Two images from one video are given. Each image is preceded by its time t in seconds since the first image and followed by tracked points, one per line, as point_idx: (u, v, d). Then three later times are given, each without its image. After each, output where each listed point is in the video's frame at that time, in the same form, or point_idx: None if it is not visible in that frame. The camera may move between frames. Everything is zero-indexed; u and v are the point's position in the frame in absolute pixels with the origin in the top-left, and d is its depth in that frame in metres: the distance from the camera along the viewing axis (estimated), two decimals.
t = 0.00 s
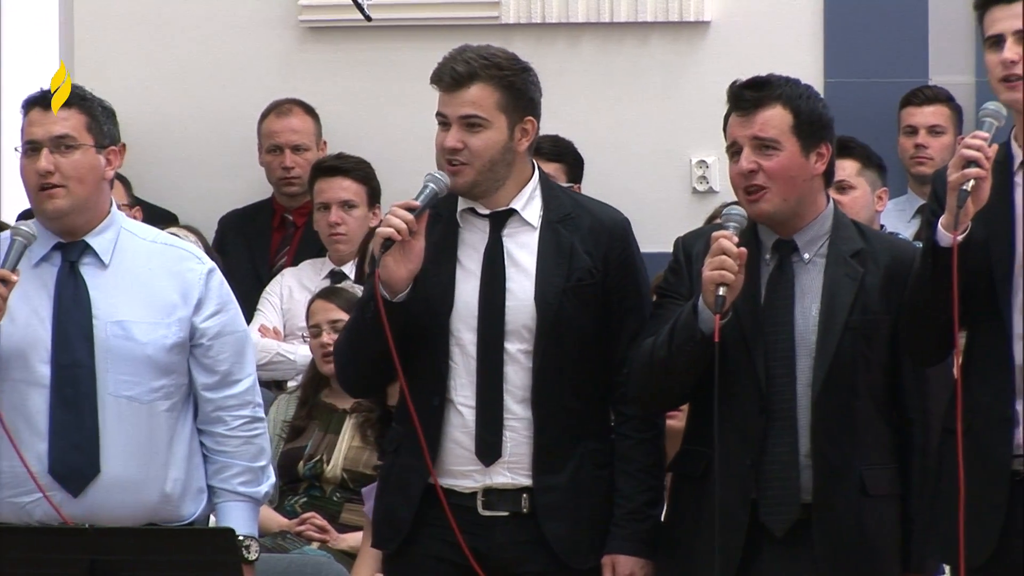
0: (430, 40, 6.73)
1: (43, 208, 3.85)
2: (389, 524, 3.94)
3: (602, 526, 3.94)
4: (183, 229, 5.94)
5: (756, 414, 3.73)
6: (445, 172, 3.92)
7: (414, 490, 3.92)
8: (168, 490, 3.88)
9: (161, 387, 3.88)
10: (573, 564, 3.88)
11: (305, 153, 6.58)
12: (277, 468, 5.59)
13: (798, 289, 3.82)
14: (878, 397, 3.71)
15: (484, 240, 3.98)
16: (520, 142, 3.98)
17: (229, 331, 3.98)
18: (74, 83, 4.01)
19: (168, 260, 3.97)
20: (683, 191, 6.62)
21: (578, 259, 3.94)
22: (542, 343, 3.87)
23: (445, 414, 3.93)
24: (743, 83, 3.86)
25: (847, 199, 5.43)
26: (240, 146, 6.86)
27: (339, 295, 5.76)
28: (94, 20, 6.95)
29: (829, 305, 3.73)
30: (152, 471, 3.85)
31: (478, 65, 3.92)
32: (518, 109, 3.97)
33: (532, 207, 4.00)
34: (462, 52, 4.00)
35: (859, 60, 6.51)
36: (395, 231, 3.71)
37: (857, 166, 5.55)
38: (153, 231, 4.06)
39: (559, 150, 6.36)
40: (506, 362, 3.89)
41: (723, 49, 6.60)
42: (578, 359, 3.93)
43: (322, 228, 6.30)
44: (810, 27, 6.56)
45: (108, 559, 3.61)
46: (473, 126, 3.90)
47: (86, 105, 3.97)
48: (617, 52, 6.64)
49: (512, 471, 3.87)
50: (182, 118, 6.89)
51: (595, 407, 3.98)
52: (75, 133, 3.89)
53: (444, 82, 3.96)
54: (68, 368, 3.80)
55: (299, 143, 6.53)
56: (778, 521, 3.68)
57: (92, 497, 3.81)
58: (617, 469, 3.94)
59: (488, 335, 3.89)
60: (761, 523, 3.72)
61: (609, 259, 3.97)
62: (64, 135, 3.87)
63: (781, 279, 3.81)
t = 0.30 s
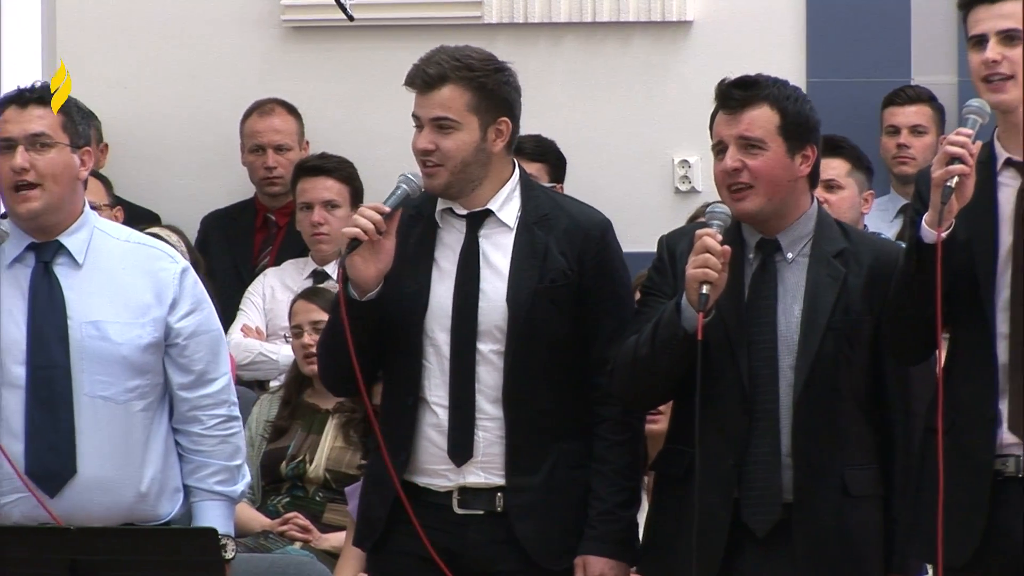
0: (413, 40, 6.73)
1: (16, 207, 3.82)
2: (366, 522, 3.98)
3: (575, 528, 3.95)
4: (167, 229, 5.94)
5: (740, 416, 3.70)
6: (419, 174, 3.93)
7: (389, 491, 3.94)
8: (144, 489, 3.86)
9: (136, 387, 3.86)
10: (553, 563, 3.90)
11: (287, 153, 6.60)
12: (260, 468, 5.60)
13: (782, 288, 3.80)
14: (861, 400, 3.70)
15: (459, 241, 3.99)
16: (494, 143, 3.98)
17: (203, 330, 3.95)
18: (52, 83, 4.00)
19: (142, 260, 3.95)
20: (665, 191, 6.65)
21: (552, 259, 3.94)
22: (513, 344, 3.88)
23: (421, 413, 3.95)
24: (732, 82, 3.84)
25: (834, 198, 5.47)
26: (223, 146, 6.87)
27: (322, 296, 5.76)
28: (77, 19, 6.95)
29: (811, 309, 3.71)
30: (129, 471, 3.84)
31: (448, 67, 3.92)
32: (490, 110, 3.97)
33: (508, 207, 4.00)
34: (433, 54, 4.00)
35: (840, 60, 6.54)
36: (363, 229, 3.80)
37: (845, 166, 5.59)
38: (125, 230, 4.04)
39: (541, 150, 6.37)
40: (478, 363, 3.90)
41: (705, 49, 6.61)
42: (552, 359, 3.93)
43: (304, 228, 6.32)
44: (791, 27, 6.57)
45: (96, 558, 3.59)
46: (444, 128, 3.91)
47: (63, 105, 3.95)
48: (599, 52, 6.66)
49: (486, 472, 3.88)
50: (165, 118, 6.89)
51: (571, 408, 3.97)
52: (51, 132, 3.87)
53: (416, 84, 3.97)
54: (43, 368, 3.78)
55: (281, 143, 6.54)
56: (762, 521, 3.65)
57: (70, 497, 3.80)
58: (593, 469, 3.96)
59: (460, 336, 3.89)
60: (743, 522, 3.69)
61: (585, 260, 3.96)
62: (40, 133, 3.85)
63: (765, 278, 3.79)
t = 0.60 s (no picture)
0: (395, 40, 6.73)
1: None
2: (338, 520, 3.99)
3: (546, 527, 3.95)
4: (149, 228, 5.95)
5: (724, 412, 3.71)
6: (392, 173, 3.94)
7: (359, 494, 3.97)
8: (122, 489, 3.86)
9: (113, 387, 3.85)
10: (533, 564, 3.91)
11: (269, 153, 6.62)
12: (242, 468, 5.61)
13: (767, 288, 3.80)
14: (846, 401, 3.70)
15: (431, 241, 4.01)
16: (467, 141, 3.99)
17: (178, 330, 3.94)
18: (24, 84, 3.97)
19: (117, 261, 3.93)
20: (648, 190, 6.66)
21: (521, 258, 3.95)
22: (483, 343, 3.88)
23: (393, 412, 3.96)
24: (722, 79, 3.85)
25: (822, 198, 5.55)
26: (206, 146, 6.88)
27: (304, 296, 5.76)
28: (59, 19, 6.95)
29: (796, 304, 3.72)
30: (106, 471, 3.83)
31: (420, 66, 3.93)
32: (461, 108, 3.99)
33: (482, 206, 4.01)
34: (405, 53, 4.01)
35: (821, 60, 6.56)
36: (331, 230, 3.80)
37: (834, 166, 5.67)
38: (100, 230, 4.01)
39: (523, 151, 6.39)
40: (447, 361, 3.91)
41: (686, 49, 6.63)
42: (522, 359, 3.93)
43: (287, 228, 6.27)
44: (773, 28, 6.60)
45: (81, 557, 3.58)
46: (416, 127, 3.92)
47: (36, 105, 3.93)
48: (581, 52, 6.67)
49: (457, 471, 3.89)
50: (148, 118, 6.90)
51: (544, 408, 3.98)
52: (25, 132, 3.84)
53: (388, 83, 3.99)
54: (19, 369, 3.76)
55: (262, 143, 6.57)
56: (746, 520, 3.67)
57: (48, 497, 3.78)
58: (564, 468, 3.96)
59: (430, 336, 3.90)
60: (727, 518, 3.70)
61: (556, 258, 3.96)
62: (14, 134, 3.82)
63: (749, 277, 3.80)
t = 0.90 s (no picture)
0: (379, 40, 6.74)
1: None
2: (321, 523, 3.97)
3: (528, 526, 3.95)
4: (133, 228, 5.96)
5: (711, 412, 3.71)
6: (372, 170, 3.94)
7: (341, 497, 3.95)
8: (101, 489, 3.78)
9: (91, 388, 3.76)
10: (518, 563, 3.92)
11: (253, 153, 6.63)
12: (226, 468, 5.61)
13: (755, 289, 3.80)
14: (833, 402, 3.71)
15: (408, 241, 4.01)
16: (444, 139, 4.01)
17: (157, 330, 3.86)
18: None
19: (95, 260, 3.84)
20: (631, 190, 6.68)
21: (500, 257, 3.96)
22: (464, 342, 3.89)
23: (373, 414, 3.96)
24: (711, 78, 3.85)
25: (808, 198, 5.59)
26: (189, 146, 6.88)
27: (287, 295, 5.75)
28: (43, 19, 6.96)
29: (783, 307, 3.72)
30: (84, 471, 3.75)
31: (398, 63, 3.95)
32: (439, 106, 4.01)
33: (455, 206, 4.02)
34: (380, 53, 4.04)
35: (804, 61, 6.59)
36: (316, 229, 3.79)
37: (823, 166, 5.71)
38: (79, 230, 3.92)
39: (506, 150, 6.42)
40: (428, 361, 3.91)
41: (670, 49, 6.65)
42: (503, 359, 3.94)
43: (271, 228, 6.28)
44: (755, 28, 6.62)
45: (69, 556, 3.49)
46: (396, 124, 3.93)
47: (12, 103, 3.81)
48: (565, 51, 6.69)
49: (439, 471, 3.90)
50: (131, 118, 6.90)
51: (524, 405, 3.99)
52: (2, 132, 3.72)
53: (366, 81, 4.00)
54: None
55: (247, 143, 6.57)
56: (733, 520, 3.67)
57: (26, 499, 3.70)
58: (547, 464, 3.97)
59: (411, 335, 3.91)
60: (714, 519, 3.70)
61: (534, 256, 3.98)
62: None
63: (737, 277, 3.80)
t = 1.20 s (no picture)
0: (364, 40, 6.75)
1: None
2: (305, 526, 3.92)
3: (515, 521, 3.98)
4: (118, 228, 5.95)
5: (700, 412, 3.72)
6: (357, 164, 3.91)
7: (329, 494, 3.90)
8: (87, 488, 3.69)
9: (76, 387, 3.67)
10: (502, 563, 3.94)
11: (239, 153, 6.63)
12: (210, 469, 5.62)
13: (744, 286, 3.82)
14: (821, 402, 3.71)
15: (388, 242, 3.98)
16: (424, 137, 4.03)
17: (141, 327, 3.76)
18: None
19: (78, 257, 3.75)
20: (616, 190, 6.70)
21: (484, 253, 3.98)
22: (452, 338, 3.89)
23: (359, 413, 3.93)
24: (702, 78, 3.86)
25: (796, 197, 5.63)
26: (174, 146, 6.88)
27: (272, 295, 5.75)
28: (26, 19, 6.95)
29: (772, 307, 3.73)
30: (69, 471, 3.66)
31: (386, 58, 3.95)
32: (422, 103, 4.03)
33: (434, 201, 4.02)
34: (363, 48, 4.02)
35: (788, 61, 6.61)
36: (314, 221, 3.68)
37: (812, 166, 5.75)
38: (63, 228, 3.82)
39: (492, 150, 6.45)
40: (416, 358, 3.90)
41: (654, 49, 6.67)
42: (490, 355, 3.96)
43: (255, 227, 6.30)
44: (739, 28, 6.64)
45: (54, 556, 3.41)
46: (384, 119, 3.92)
47: None
48: (550, 51, 6.71)
49: (427, 469, 3.89)
50: (116, 117, 6.90)
51: (507, 400, 4.01)
52: None
53: (350, 76, 3.98)
54: None
55: (233, 143, 6.57)
56: (720, 521, 3.68)
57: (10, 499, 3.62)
58: (530, 460, 4.00)
59: (399, 332, 3.89)
60: (702, 519, 3.71)
61: (515, 253, 4.02)
62: None
63: (725, 275, 3.82)
